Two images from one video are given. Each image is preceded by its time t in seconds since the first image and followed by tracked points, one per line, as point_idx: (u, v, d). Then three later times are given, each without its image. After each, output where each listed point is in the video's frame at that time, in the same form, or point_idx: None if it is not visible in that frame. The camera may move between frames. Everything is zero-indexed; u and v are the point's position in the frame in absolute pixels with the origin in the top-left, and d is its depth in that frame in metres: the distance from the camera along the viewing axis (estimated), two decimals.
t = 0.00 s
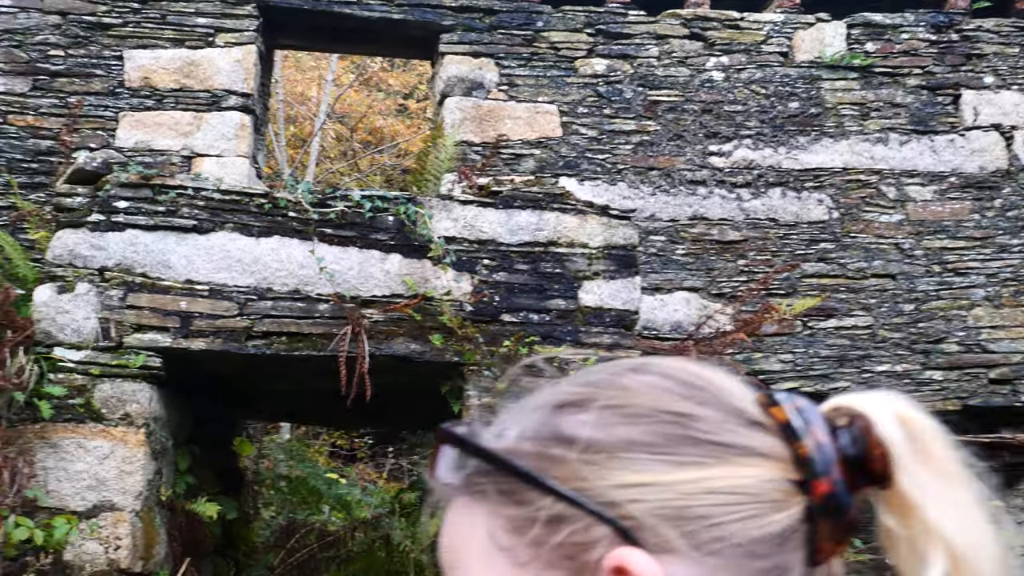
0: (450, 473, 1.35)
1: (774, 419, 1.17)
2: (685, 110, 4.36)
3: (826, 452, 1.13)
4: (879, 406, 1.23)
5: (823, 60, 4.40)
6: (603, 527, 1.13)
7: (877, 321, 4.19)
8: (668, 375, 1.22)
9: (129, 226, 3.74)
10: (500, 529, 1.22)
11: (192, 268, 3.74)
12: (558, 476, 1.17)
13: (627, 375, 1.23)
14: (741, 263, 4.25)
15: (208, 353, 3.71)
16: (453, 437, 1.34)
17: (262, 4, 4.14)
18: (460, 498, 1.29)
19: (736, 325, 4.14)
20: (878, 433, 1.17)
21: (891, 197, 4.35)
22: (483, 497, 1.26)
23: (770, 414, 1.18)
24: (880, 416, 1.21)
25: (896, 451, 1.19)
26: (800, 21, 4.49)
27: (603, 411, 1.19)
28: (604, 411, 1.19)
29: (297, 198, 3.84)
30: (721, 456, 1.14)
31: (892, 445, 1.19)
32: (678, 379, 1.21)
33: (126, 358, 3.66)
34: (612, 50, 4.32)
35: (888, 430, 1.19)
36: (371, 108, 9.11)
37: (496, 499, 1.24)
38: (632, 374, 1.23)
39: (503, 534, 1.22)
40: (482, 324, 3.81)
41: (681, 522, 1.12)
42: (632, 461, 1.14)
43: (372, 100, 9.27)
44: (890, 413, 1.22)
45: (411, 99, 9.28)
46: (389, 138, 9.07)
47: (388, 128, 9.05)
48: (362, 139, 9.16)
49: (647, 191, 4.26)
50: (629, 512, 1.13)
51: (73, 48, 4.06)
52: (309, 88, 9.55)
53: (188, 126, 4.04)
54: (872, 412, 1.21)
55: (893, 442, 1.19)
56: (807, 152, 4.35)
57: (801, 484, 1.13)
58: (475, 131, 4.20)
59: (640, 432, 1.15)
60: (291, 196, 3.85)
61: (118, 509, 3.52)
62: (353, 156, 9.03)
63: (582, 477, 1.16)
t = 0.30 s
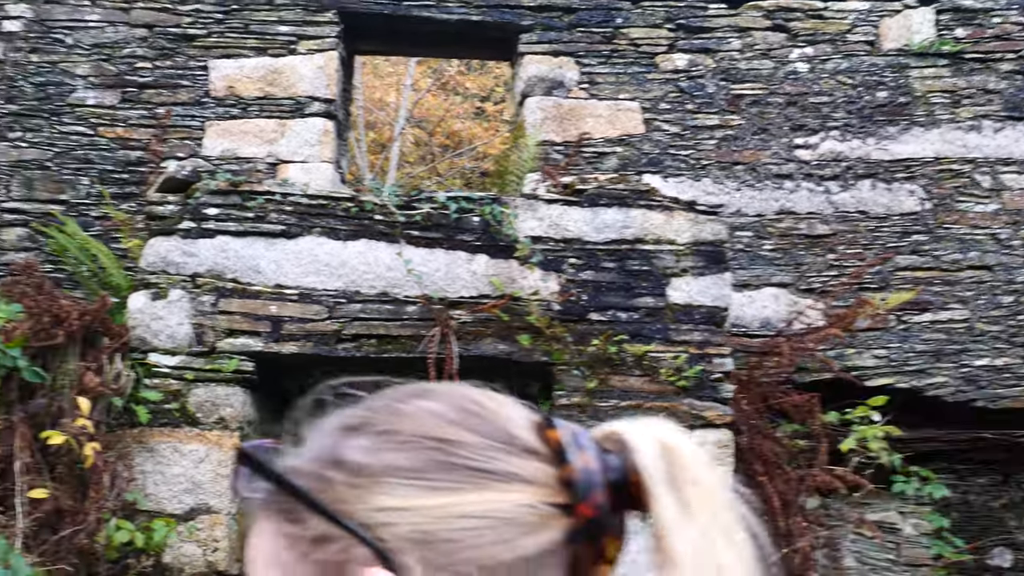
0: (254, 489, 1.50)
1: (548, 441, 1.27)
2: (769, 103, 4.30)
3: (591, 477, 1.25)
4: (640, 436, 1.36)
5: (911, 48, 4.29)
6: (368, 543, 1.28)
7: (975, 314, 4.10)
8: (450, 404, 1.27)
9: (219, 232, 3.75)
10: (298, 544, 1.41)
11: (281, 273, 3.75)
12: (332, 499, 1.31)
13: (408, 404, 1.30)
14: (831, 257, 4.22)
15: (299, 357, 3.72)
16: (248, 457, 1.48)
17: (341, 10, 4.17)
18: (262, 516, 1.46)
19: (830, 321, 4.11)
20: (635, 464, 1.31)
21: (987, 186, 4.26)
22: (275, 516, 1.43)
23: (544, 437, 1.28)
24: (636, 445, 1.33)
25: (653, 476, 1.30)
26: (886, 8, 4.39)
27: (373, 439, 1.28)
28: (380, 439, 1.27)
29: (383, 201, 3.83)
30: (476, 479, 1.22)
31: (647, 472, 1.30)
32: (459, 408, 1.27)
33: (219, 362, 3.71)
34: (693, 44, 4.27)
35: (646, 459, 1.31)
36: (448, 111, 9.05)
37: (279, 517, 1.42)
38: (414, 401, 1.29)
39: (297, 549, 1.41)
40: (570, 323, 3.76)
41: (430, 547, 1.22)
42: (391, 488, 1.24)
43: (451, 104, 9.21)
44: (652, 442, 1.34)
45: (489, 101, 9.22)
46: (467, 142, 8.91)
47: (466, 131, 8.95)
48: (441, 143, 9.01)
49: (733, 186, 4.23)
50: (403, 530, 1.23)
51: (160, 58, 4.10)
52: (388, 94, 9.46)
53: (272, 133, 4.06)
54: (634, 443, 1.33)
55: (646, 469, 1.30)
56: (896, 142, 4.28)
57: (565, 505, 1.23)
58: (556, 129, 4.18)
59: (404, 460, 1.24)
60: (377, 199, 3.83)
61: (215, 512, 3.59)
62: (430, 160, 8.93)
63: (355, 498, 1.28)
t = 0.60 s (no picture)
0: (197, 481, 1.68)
1: (467, 446, 1.49)
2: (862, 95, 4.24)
3: (506, 480, 1.47)
4: (563, 441, 1.67)
5: (1011, 33, 4.20)
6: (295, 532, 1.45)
7: None
8: (372, 407, 1.50)
9: (315, 240, 3.72)
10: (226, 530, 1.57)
11: (377, 279, 3.71)
12: (263, 489, 1.50)
13: (336, 407, 1.52)
14: (932, 252, 4.13)
15: (397, 363, 3.66)
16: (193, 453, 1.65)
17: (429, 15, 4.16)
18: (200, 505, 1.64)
19: (934, 316, 3.99)
20: (548, 470, 1.53)
21: None
22: (212, 507, 1.60)
23: (466, 443, 1.49)
24: (559, 444, 1.66)
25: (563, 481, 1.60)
26: None
27: (304, 438, 1.50)
28: (315, 438, 1.49)
29: (476, 205, 3.79)
30: (392, 474, 1.44)
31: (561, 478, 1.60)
32: (381, 409, 1.50)
33: (318, 369, 3.60)
34: (783, 38, 4.22)
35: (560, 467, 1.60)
36: (529, 114, 8.98)
37: (214, 507, 1.59)
38: (339, 403, 1.52)
39: (223, 535, 1.57)
40: (668, 324, 3.70)
41: (349, 537, 1.43)
42: (319, 482, 1.46)
43: (531, 107, 9.07)
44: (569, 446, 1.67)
45: (570, 102, 8.97)
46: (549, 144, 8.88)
47: (547, 132, 8.89)
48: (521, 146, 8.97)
49: (827, 181, 4.16)
50: (327, 519, 1.44)
51: (252, 70, 4.11)
52: (469, 98, 9.41)
53: (363, 141, 4.05)
54: (551, 444, 1.65)
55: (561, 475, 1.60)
56: (997, 131, 4.17)
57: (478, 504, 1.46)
58: (646, 129, 4.13)
59: (331, 457, 1.47)
60: (470, 204, 3.79)
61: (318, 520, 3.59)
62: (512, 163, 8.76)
63: (286, 490, 1.48)
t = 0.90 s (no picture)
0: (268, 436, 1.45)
1: (561, 468, 1.25)
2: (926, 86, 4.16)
3: (593, 511, 1.24)
4: (659, 478, 1.41)
5: None
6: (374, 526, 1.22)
7: None
8: (480, 407, 1.28)
9: (377, 242, 3.68)
10: (292, 504, 1.33)
11: (439, 280, 3.66)
12: (343, 472, 1.27)
13: (440, 397, 1.29)
14: (1000, 244, 4.08)
15: (461, 365, 3.62)
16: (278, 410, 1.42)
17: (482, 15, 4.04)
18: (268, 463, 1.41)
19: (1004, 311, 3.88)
20: (639, 509, 1.30)
21: None
22: (281, 471, 1.36)
23: (562, 463, 1.26)
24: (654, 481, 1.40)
25: (655, 519, 1.34)
26: None
27: (397, 425, 1.26)
28: (412, 424, 1.26)
29: (538, 204, 3.75)
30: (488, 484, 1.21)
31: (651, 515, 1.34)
32: (487, 411, 1.28)
33: (381, 372, 3.52)
34: (843, 29, 4.15)
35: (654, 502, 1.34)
36: (579, 113, 8.95)
37: (292, 479, 1.34)
38: (442, 393, 1.30)
39: (288, 508, 1.33)
40: (735, 322, 3.64)
41: (432, 543, 1.19)
42: (406, 474, 1.22)
43: (581, 105, 9.05)
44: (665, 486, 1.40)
45: (619, 102, 9.01)
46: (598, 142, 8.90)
47: (596, 131, 8.91)
48: (571, 144, 8.85)
49: (891, 174, 4.09)
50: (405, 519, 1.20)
51: (308, 74, 4.03)
52: (517, 98, 9.38)
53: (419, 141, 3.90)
54: (645, 477, 1.39)
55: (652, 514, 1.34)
56: None
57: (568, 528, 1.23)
58: (705, 124, 4.07)
59: (426, 452, 1.23)
60: (532, 203, 3.75)
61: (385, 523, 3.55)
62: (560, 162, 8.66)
63: (368, 476, 1.24)
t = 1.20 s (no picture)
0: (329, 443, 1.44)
1: (598, 526, 1.25)
2: (943, 82, 4.13)
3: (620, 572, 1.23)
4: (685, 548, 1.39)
5: None
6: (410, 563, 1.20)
7: None
8: (528, 454, 1.25)
9: (393, 242, 3.66)
10: (341, 520, 1.32)
11: (456, 280, 3.63)
12: (390, 501, 1.24)
13: (488, 440, 1.26)
14: (1019, 242, 4.06)
15: (479, 365, 3.59)
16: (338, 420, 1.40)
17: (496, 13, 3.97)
18: (326, 472, 1.40)
19: None
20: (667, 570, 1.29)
21: None
22: (334, 484, 1.36)
23: (600, 520, 1.27)
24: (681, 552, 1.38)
25: None
26: None
27: (442, 464, 1.24)
28: (458, 463, 1.23)
29: (555, 203, 3.71)
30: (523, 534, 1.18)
31: None
32: (534, 461, 1.25)
33: (399, 371, 3.53)
34: (859, 26, 4.12)
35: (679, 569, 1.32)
36: (589, 113, 9.09)
37: (344, 495, 1.32)
38: (491, 435, 1.26)
39: (337, 524, 1.32)
40: (755, 321, 3.60)
41: None
42: (445, 515, 1.20)
43: (590, 105, 9.20)
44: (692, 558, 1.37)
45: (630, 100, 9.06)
46: (608, 141, 9.08)
47: (605, 131, 9.05)
48: (581, 143, 9.19)
49: (909, 172, 4.06)
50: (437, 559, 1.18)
51: (320, 72, 3.96)
52: (526, 97, 9.45)
53: (433, 140, 3.81)
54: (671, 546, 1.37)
55: None
56: None
57: None
58: (721, 123, 4.04)
59: (469, 494, 1.20)
60: (549, 201, 3.72)
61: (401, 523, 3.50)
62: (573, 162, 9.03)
63: (410, 512, 1.22)
